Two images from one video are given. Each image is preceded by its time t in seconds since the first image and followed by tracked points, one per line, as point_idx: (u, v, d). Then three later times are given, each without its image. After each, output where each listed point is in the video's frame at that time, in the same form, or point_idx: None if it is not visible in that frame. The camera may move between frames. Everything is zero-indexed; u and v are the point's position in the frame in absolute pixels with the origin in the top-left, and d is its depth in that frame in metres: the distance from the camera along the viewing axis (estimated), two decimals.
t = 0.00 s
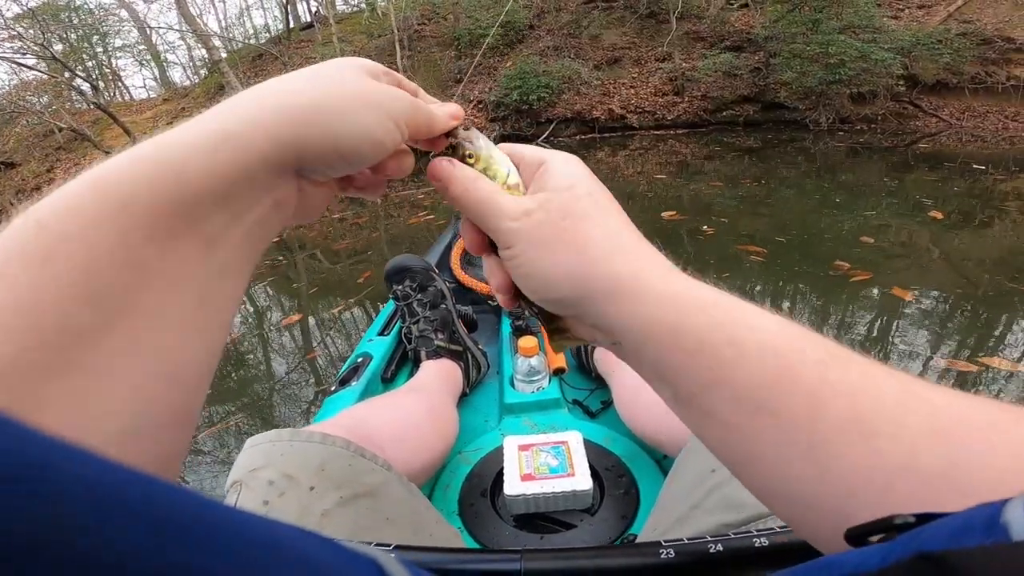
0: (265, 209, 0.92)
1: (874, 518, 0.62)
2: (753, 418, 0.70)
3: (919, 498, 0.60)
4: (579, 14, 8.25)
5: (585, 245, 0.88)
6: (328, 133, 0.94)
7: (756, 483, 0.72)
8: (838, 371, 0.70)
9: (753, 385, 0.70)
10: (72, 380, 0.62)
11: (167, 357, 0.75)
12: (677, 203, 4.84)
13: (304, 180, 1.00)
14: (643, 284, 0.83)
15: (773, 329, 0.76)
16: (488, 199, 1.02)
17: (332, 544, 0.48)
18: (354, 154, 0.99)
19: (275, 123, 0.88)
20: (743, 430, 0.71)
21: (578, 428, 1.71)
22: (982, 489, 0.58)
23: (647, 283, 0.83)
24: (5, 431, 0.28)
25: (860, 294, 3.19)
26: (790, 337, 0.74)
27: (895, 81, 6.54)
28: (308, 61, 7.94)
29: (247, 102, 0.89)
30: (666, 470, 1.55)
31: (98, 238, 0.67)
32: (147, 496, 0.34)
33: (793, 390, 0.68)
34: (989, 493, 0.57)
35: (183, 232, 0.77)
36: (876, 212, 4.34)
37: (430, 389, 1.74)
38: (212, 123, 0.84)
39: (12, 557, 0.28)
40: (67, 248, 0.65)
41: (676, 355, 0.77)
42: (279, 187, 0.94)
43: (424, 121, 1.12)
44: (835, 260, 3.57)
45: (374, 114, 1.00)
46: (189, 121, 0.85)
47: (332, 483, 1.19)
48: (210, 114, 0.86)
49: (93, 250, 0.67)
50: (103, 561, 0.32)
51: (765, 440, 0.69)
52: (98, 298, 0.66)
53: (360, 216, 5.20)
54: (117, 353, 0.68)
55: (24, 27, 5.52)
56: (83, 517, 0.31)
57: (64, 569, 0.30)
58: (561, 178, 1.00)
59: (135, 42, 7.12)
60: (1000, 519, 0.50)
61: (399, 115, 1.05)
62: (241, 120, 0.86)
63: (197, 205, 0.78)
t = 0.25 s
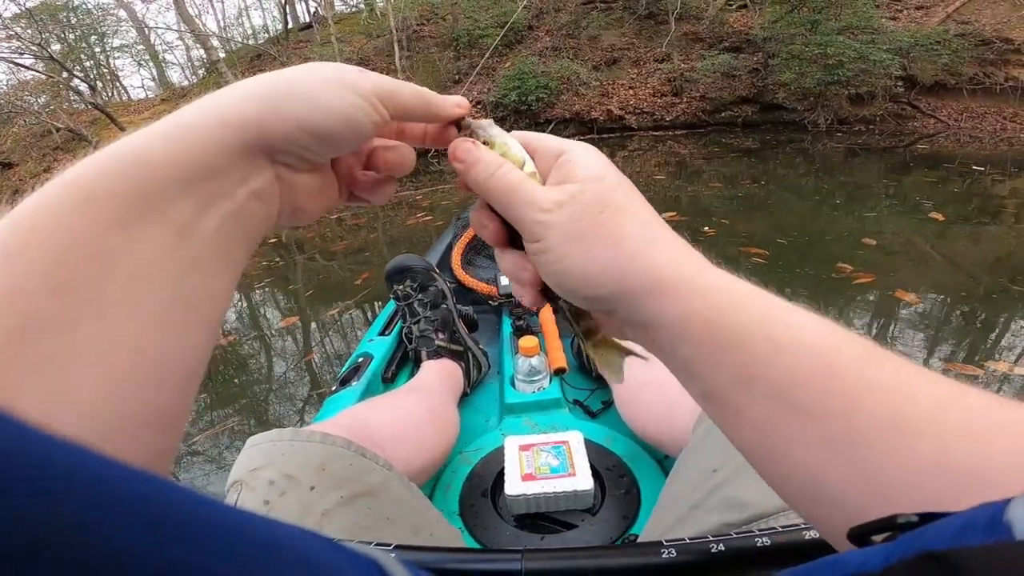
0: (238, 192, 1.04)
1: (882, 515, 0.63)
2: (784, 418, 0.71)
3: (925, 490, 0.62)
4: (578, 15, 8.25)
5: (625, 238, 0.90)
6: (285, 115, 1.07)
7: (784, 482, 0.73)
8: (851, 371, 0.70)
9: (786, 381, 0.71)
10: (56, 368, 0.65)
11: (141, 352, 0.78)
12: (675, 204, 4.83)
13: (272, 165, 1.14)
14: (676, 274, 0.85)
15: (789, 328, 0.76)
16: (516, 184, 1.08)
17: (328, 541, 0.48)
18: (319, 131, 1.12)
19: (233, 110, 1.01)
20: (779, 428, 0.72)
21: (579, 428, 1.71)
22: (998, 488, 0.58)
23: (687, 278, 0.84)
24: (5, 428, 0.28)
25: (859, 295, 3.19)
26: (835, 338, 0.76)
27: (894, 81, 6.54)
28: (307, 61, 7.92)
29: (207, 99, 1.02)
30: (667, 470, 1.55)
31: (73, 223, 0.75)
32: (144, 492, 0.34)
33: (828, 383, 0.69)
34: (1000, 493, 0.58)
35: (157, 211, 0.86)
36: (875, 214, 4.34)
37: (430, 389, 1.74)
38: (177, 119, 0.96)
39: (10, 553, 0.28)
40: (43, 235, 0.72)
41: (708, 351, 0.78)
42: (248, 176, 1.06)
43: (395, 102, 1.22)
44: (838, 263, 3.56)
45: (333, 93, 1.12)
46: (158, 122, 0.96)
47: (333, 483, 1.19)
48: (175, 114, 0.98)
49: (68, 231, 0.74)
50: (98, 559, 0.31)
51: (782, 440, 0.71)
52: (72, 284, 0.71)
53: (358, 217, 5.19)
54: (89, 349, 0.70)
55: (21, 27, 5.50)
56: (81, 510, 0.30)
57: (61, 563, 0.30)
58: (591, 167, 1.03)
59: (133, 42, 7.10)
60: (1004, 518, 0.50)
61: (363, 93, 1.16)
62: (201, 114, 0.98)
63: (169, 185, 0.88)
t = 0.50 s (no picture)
0: (233, 192, 1.04)
1: (884, 516, 0.65)
2: (806, 409, 0.72)
3: (938, 479, 0.63)
4: (576, 16, 8.26)
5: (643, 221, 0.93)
6: (281, 113, 1.07)
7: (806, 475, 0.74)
8: (864, 365, 0.71)
9: (805, 371, 0.73)
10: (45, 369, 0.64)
11: (134, 351, 0.77)
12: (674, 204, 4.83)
13: (267, 165, 1.14)
14: (707, 266, 0.86)
15: (813, 318, 0.78)
16: (528, 169, 1.09)
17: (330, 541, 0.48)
18: (313, 130, 1.13)
19: (230, 105, 1.01)
20: (793, 419, 0.74)
21: (580, 429, 1.71)
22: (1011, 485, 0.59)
23: (710, 262, 0.87)
24: (10, 426, 0.28)
25: (859, 296, 3.19)
26: (858, 328, 0.76)
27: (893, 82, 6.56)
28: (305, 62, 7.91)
29: (203, 94, 1.02)
30: (668, 470, 1.55)
31: (65, 219, 0.75)
32: (143, 491, 0.34)
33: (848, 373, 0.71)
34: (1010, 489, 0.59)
35: (152, 209, 0.86)
36: (874, 215, 4.35)
37: (431, 390, 1.74)
38: (171, 114, 0.96)
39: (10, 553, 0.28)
40: (34, 233, 0.72)
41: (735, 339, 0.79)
42: (243, 175, 1.06)
43: (394, 96, 1.27)
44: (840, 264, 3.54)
45: (327, 91, 1.13)
46: (153, 117, 0.96)
47: (333, 483, 1.19)
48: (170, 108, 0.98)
49: (61, 228, 0.74)
50: (98, 557, 0.31)
51: (796, 428, 0.73)
52: (63, 285, 0.71)
53: (356, 218, 5.19)
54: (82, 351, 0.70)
55: (20, 28, 5.49)
56: (84, 508, 0.30)
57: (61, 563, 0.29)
58: (605, 150, 1.05)
59: (132, 42, 7.09)
60: (1008, 519, 0.50)
61: (357, 91, 1.18)
62: (196, 108, 0.98)
63: (164, 182, 0.88)
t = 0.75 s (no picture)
0: (237, 198, 1.03)
1: (891, 517, 0.66)
2: (821, 398, 0.72)
3: (954, 475, 0.63)
4: (576, 16, 8.27)
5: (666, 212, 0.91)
6: (287, 119, 1.06)
7: (819, 469, 0.74)
8: (879, 357, 0.70)
9: (823, 362, 0.72)
10: (37, 368, 0.65)
11: (133, 352, 0.77)
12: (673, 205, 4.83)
13: (272, 171, 1.13)
14: (723, 252, 0.85)
15: (836, 302, 0.77)
16: (532, 149, 1.10)
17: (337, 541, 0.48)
18: (319, 136, 1.12)
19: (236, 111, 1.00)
20: (807, 412, 0.73)
21: (581, 429, 1.71)
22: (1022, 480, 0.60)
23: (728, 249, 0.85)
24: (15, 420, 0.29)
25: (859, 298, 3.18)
26: (879, 319, 0.76)
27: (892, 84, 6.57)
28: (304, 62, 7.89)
29: (209, 98, 1.01)
30: (669, 471, 1.55)
31: (68, 224, 0.75)
32: (149, 487, 0.34)
33: (867, 368, 0.70)
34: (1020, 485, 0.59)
35: (156, 215, 0.86)
36: (873, 216, 4.35)
37: (432, 390, 1.74)
38: (176, 118, 0.95)
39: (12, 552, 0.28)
40: (37, 237, 0.72)
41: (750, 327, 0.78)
42: (247, 182, 1.06)
43: (403, 100, 1.25)
44: (843, 267, 3.52)
45: (334, 97, 1.12)
46: (157, 120, 0.96)
47: (334, 483, 1.19)
48: (175, 112, 0.97)
49: (63, 232, 0.74)
50: (104, 555, 0.31)
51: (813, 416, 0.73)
52: (66, 289, 0.71)
53: (355, 219, 5.18)
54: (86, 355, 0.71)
55: (18, 27, 5.48)
56: (88, 504, 0.30)
57: (62, 559, 0.29)
58: (610, 132, 1.06)
59: (130, 42, 7.07)
60: (1010, 518, 0.51)
61: (364, 96, 1.17)
62: (201, 113, 0.97)
63: (167, 188, 0.88)
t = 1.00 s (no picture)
0: (255, 203, 1.04)
1: (891, 517, 0.66)
2: (820, 402, 0.71)
3: (951, 478, 0.63)
4: (574, 17, 8.29)
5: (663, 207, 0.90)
6: (303, 123, 1.05)
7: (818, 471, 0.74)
8: (875, 356, 0.69)
9: (825, 366, 0.71)
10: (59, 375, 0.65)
11: (149, 360, 0.77)
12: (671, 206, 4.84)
13: (290, 175, 1.13)
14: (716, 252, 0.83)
15: (833, 303, 0.75)
16: (525, 153, 1.12)
17: (339, 546, 0.48)
18: (337, 141, 1.12)
19: (254, 116, 1.00)
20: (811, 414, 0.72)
21: (581, 429, 1.71)
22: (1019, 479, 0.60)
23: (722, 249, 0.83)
24: (21, 418, 0.28)
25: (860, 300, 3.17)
26: (879, 319, 0.73)
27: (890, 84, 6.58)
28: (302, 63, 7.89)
29: (229, 105, 1.02)
30: (669, 471, 1.54)
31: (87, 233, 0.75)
32: (157, 487, 0.34)
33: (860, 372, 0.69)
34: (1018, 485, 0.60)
35: (173, 222, 0.86)
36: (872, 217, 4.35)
37: (432, 390, 1.74)
38: (195, 125, 0.96)
39: (20, 549, 0.28)
40: (55, 246, 0.72)
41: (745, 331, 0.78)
42: (263, 185, 1.06)
43: (418, 102, 1.24)
44: (845, 269, 3.50)
45: (351, 99, 1.11)
46: (177, 127, 0.97)
47: (334, 482, 1.18)
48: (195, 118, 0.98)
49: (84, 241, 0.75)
50: (106, 554, 0.30)
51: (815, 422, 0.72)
52: (85, 297, 0.71)
53: (353, 220, 5.18)
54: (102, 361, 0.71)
55: (16, 28, 5.47)
56: (91, 505, 0.30)
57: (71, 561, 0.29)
58: (596, 129, 1.06)
59: (128, 43, 7.07)
60: (1011, 518, 0.52)
61: (383, 99, 1.16)
62: (219, 120, 0.97)
63: (185, 194, 0.88)
